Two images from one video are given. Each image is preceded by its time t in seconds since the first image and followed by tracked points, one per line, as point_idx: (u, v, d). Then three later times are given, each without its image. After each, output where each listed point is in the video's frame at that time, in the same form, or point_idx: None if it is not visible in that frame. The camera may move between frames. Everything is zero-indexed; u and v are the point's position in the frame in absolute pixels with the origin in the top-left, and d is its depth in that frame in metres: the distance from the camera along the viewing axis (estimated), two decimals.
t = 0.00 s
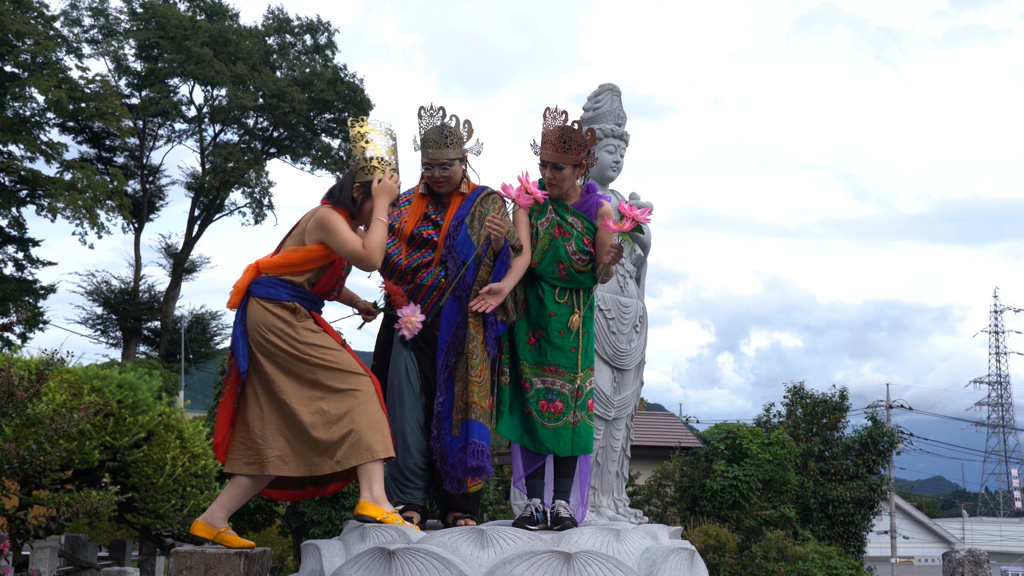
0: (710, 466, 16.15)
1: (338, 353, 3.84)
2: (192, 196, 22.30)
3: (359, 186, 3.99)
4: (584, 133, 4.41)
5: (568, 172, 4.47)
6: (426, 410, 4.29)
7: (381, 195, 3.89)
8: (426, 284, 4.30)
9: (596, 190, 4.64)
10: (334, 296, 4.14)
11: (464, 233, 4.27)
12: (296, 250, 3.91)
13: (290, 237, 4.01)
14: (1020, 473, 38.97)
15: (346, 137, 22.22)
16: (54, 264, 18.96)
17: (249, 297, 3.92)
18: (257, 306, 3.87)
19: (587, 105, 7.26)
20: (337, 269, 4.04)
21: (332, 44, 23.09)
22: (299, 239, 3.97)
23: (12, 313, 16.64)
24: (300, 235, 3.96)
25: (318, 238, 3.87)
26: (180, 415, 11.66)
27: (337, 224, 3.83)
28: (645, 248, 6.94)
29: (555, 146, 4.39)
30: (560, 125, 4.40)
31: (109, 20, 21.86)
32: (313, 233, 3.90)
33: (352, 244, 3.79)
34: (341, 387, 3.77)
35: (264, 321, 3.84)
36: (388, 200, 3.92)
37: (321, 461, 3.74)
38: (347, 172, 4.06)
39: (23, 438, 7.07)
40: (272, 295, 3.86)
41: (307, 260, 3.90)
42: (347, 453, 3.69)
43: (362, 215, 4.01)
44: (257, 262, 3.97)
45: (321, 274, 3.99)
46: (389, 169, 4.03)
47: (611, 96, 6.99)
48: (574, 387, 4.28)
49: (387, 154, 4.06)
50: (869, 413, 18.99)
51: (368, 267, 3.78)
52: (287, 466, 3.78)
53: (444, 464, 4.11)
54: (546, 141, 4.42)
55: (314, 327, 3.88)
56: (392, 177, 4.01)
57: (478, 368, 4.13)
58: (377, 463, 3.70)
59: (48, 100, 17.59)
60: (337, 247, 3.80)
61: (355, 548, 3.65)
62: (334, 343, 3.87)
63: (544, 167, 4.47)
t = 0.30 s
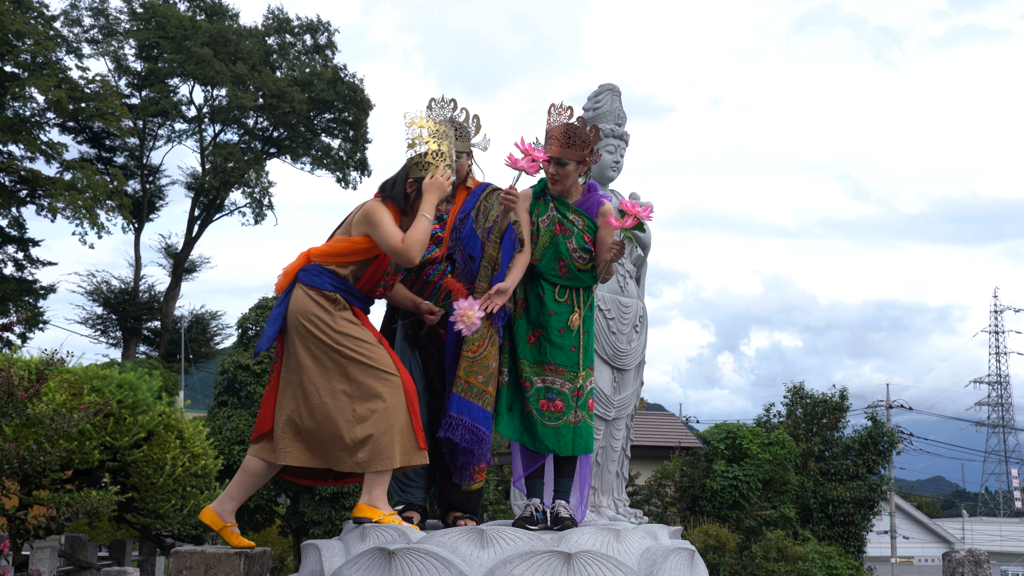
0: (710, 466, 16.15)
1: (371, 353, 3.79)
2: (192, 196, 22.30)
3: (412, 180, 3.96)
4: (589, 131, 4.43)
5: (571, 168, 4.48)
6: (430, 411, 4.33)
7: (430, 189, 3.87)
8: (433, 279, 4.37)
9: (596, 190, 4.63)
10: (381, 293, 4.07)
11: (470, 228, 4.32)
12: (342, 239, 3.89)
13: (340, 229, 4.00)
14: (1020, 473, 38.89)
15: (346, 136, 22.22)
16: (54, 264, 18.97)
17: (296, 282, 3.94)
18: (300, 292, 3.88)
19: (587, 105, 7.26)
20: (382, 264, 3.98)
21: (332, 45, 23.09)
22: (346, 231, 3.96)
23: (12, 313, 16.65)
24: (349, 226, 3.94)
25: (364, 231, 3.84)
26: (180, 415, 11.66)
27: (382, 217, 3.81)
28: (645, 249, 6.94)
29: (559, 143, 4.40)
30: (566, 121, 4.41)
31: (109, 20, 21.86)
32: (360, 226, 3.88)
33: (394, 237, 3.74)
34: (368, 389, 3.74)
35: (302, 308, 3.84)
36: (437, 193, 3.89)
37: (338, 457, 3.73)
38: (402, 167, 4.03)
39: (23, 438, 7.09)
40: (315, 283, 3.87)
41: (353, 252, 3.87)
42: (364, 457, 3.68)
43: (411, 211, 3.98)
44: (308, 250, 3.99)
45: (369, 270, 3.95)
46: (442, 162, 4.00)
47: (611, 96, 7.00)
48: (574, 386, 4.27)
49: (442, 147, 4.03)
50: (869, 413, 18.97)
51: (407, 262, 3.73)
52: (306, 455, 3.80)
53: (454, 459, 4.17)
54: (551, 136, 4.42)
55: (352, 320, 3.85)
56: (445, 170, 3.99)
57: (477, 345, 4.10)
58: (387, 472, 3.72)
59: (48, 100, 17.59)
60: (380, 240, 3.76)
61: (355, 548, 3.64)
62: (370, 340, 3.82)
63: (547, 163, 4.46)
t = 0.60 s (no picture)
0: (710, 466, 16.15)
1: (377, 348, 3.70)
2: (192, 196, 22.31)
3: (448, 152, 3.91)
4: (597, 127, 4.44)
5: (580, 163, 4.47)
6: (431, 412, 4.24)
7: (462, 157, 3.79)
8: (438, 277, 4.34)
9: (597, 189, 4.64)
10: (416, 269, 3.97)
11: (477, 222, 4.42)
12: (374, 213, 3.85)
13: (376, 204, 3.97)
14: (1020, 473, 38.86)
15: (346, 136, 22.21)
16: (54, 264, 18.99)
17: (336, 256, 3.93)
18: (334, 269, 3.87)
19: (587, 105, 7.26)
20: (415, 237, 3.90)
21: (332, 44, 23.08)
22: (380, 206, 3.92)
23: (12, 313, 16.65)
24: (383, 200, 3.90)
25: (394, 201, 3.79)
26: (180, 415, 11.67)
27: (412, 188, 3.74)
28: (645, 248, 6.94)
29: (572, 136, 4.37)
30: (574, 116, 4.41)
31: (109, 20, 21.87)
32: (392, 198, 3.83)
33: (420, 204, 3.66)
34: (365, 383, 3.67)
35: (331, 286, 3.83)
36: (470, 161, 3.80)
37: (315, 442, 3.68)
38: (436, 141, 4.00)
39: (23, 438, 7.10)
40: (348, 260, 3.82)
41: (384, 224, 3.82)
42: (339, 448, 3.61)
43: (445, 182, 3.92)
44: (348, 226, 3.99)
45: (405, 244, 3.88)
46: (477, 131, 3.97)
47: (611, 96, 7.00)
48: (574, 385, 4.25)
49: (478, 119, 4.00)
50: (869, 413, 18.97)
51: (433, 232, 3.63)
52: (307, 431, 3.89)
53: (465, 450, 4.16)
54: (558, 130, 4.41)
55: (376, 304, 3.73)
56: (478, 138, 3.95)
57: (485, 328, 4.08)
58: (384, 473, 3.73)
59: (48, 100, 17.59)
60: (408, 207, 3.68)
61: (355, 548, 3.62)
62: (382, 332, 3.69)
63: (554, 157, 4.46)
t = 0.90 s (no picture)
0: (710, 466, 16.15)
1: (395, 334, 3.52)
2: (192, 196, 22.32)
3: (463, 118, 3.68)
4: (602, 129, 4.48)
5: (584, 163, 4.49)
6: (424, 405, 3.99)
7: (475, 124, 3.57)
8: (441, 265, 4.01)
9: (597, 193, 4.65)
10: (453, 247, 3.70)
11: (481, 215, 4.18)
12: (396, 192, 3.69)
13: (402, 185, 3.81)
14: (1019, 473, 38.83)
15: (346, 137, 22.21)
16: (54, 264, 19.01)
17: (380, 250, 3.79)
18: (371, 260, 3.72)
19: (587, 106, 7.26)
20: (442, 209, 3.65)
21: (332, 45, 23.08)
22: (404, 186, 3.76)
23: (12, 313, 16.65)
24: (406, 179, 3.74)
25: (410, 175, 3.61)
26: (180, 415, 11.67)
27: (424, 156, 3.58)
28: (645, 248, 6.94)
29: (580, 136, 4.39)
30: (581, 116, 4.43)
31: (109, 20, 21.88)
32: (409, 174, 3.67)
33: (428, 174, 3.49)
34: (378, 370, 3.49)
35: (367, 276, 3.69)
36: (480, 128, 3.56)
37: (323, 427, 3.50)
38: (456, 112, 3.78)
39: (23, 438, 7.11)
40: (385, 251, 3.64)
41: (405, 201, 3.64)
42: (345, 437, 3.42)
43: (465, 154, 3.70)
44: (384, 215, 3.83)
45: (429, 220, 3.65)
46: (492, 97, 3.69)
47: (611, 96, 6.99)
48: (578, 382, 4.24)
49: (494, 86, 3.72)
50: (869, 413, 18.96)
51: (440, 197, 3.48)
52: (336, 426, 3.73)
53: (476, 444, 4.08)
54: (564, 129, 4.42)
55: (399, 287, 3.55)
56: (497, 106, 3.67)
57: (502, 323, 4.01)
58: (388, 468, 3.74)
59: (48, 100, 17.60)
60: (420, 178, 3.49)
61: (355, 547, 3.60)
62: (399, 313, 3.52)
63: (560, 156, 4.45)
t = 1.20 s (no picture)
0: (710, 466, 16.14)
1: (422, 329, 3.38)
2: (192, 196, 22.32)
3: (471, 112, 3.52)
4: (601, 131, 4.49)
5: (583, 165, 4.51)
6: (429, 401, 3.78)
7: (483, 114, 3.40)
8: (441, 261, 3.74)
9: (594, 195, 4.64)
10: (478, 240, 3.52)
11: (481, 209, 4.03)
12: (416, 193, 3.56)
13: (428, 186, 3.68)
14: (1019, 474, 38.77)
15: (346, 136, 22.20)
16: (54, 264, 19.04)
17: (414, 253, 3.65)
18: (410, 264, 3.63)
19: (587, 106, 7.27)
20: (462, 203, 3.48)
21: (332, 44, 23.08)
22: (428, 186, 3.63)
23: (12, 314, 16.65)
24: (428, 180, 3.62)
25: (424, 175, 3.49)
26: (180, 415, 11.68)
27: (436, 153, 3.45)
28: (645, 248, 6.94)
29: (579, 135, 4.40)
30: (580, 119, 4.44)
31: (109, 20, 21.87)
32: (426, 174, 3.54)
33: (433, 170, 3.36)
34: (409, 368, 3.37)
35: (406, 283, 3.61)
36: (484, 117, 3.38)
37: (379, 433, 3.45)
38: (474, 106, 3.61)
39: (23, 438, 7.11)
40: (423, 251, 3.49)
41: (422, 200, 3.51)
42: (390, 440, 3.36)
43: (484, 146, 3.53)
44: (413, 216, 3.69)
45: (450, 219, 3.51)
46: (497, 84, 3.51)
47: (611, 96, 7.00)
48: (577, 382, 4.24)
49: (502, 74, 3.52)
50: (869, 413, 18.97)
51: (442, 189, 3.32)
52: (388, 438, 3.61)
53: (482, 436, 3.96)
54: (564, 130, 4.42)
55: (427, 280, 3.43)
56: (504, 91, 3.48)
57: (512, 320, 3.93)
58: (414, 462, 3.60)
59: (48, 100, 17.60)
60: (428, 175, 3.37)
61: (355, 548, 3.59)
62: (426, 308, 3.39)
63: (559, 157, 4.45)
